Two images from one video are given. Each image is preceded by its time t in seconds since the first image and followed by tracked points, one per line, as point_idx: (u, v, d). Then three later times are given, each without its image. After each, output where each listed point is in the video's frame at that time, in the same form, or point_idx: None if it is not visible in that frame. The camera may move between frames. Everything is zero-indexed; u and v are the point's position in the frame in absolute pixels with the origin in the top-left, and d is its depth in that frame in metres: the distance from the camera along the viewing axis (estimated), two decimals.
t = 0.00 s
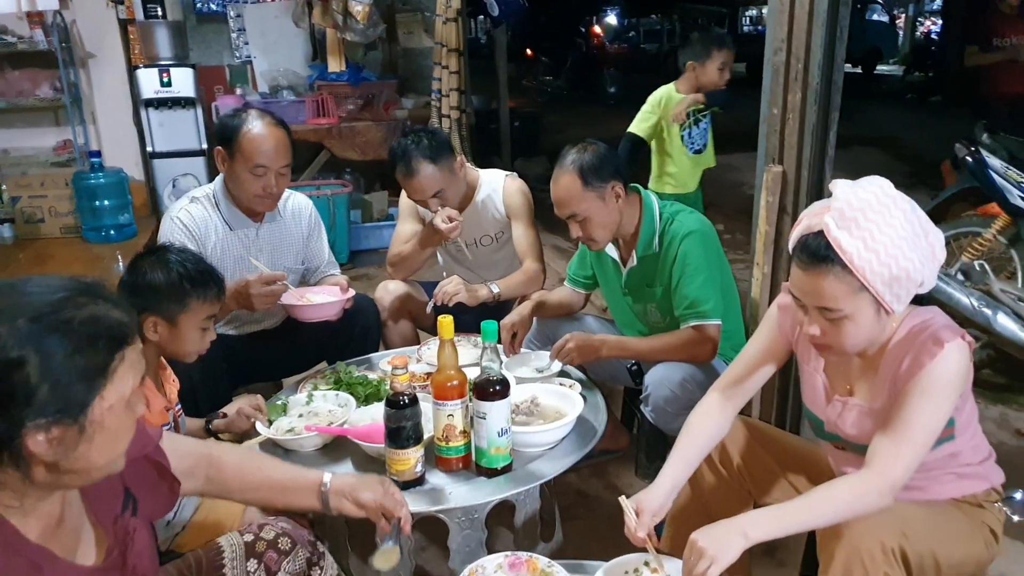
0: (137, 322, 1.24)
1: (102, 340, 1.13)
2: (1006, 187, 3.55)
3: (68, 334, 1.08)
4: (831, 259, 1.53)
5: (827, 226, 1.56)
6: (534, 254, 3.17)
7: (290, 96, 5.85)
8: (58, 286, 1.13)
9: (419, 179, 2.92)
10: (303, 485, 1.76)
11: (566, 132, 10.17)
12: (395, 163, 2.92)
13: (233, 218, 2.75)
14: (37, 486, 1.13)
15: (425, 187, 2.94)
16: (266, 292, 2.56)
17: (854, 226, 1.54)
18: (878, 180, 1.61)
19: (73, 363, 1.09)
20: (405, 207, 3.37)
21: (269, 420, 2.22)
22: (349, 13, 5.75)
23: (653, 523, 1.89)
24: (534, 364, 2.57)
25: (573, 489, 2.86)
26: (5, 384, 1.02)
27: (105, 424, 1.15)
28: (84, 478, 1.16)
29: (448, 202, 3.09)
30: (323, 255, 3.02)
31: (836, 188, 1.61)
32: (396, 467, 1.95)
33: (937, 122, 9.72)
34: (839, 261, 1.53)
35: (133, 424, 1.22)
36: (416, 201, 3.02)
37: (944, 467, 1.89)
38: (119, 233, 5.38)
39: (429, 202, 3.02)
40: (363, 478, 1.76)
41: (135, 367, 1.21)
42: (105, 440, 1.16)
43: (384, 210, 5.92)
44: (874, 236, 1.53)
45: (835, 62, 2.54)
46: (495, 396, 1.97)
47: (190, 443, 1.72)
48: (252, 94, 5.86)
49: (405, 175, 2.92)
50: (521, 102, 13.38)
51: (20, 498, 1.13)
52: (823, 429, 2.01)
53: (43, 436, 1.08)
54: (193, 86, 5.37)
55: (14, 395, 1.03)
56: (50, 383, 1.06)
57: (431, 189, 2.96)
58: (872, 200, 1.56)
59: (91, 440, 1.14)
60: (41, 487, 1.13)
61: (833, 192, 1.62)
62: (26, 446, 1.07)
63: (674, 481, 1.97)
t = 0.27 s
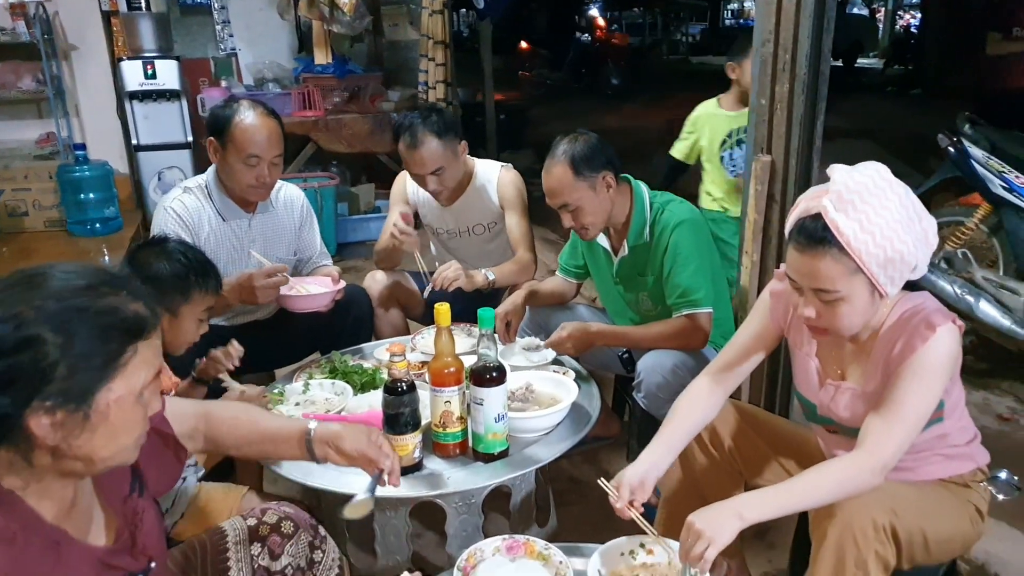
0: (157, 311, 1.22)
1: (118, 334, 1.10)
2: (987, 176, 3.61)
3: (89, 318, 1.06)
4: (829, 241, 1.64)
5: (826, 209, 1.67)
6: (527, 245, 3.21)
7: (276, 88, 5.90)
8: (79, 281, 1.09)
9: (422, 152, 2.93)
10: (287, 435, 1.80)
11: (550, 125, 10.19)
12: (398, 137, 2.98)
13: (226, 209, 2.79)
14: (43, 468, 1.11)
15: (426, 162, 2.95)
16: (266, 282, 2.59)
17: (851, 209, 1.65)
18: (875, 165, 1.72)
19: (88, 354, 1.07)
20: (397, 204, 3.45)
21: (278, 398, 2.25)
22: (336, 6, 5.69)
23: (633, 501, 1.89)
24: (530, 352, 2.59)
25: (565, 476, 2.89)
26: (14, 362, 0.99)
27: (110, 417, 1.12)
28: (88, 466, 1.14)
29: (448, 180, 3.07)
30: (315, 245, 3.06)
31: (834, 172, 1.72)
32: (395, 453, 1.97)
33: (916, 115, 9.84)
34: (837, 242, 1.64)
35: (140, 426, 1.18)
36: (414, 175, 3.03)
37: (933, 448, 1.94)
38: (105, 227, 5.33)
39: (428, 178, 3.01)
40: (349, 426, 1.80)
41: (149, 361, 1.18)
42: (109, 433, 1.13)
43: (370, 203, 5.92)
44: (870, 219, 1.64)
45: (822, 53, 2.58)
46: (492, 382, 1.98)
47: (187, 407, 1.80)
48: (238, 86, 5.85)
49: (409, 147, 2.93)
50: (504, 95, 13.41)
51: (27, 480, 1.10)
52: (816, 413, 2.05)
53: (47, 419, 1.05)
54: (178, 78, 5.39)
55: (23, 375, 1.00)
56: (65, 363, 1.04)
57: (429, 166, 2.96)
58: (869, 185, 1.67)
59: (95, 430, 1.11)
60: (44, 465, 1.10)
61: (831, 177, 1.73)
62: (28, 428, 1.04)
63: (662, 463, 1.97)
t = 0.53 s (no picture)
0: (160, 303, 1.24)
1: (121, 324, 1.12)
2: (961, 168, 3.68)
3: (92, 309, 1.09)
4: (815, 230, 1.68)
5: (812, 199, 1.70)
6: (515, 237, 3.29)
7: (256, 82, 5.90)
8: (83, 269, 1.12)
9: (427, 138, 2.96)
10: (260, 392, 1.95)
11: (529, 121, 10.21)
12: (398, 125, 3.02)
13: (210, 203, 2.79)
14: (45, 454, 1.12)
15: (428, 148, 2.98)
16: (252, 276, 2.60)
17: (837, 198, 1.69)
18: (860, 157, 1.76)
19: (91, 344, 1.08)
20: (385, 194, 3.46)
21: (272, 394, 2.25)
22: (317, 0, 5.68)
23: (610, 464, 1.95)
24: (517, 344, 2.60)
25: (552, 466, 2.92)
26: (17, 351, 1.02)
27: (112, 407, 1.13)
28: (89, 456, 1.15)
29: (447, 169, 3.09)
30: (300, 239, 3.06)
31: (821, 163, 1.75)
32: (385, 443, 1.98)
33: (890, 110, 9.99)
34: (823, 232, 1.68)
35: (142, 418, 1.19)
36: (414, 160, 3.05)
37: (912, 432, 1.99)
38: (81, 223, 5.22)
39: (429, 165, 3.04)
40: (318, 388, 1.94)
41: (153, 353, 1.19)
42: (110, 423, 1.14)
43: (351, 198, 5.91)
44: (856, 209, 1.68)
45: (804, 47, 2.61)
46: (482, 373, 2.00)
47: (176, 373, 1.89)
48: (217, 81, 5.82)
49: (414, 132, 2.96)
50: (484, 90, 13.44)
51: (28, 467, 1.13)
52: (800, 399, 2.09)
53: (48, 408, 1.06)
54: (155, 72, 5.34)
55: (26, 365, 1.02)
56: (69, 354, 1.06)
57: (431, 153, 3.00)
58: (855, 175, 1.70)
59: (96, 421, 1.12)
60: (46, 453, 1.12)
61: (817, 168, 1.77)
62: (30, 416, 1.06)
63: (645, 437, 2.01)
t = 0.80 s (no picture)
0: (162, 297, 1.26)
1: (123, 316, 1.14)
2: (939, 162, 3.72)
3: (95, 303, 1.11)
4: (796, 221, 1.72)
5: (793, 190, 1.74)
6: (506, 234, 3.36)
7: (237, 82, 5.90)
8: (85, 264, 1.14)
9: (429, 132, 3.02)
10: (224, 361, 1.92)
11: (511, 119, 10.23)
12: (400, 119, 3.07)
13: (197, 203, 2.80)
14: (46, 444, 1.15)
15: (431, 142, 3.04)
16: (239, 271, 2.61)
17: (818, 189, 1.73)
18: (839, 149, 1.80)
19: (93, 336, 1.11)
20: (377, 186, 3.46)
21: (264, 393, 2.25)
22: None
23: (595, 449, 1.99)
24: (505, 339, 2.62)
25: (540, 459, 2.95)
26: (21, 343, 1.05)
27: (115, 398, 1.16)
28: (91, 448, 1.19)
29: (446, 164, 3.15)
30: (286, 236, 3.06)
31: (801, 155, 1.79)
32: (377, 436, 2.00)
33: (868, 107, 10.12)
34: (803, 222, 1.72)
35: (143, 410, 1.22)
36: (414, 153, 3.09)
37: (895, 419, 2.04)
38: (63, 224, 5.17)
39: (430, 159, 3.08)
40: (279, 355, 1.90)
41: (153, 346, 1.22)
42: (112, 415, 1.17)
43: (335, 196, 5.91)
44: (836, 200, 1.72)
45: (784, 44, 2.66)
46: (472, 365, 2.02)
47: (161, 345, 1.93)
48: (199, 80, 5.81)
49: (419, 125, 3.02)
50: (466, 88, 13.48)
51: (32, 459, 1.17)
52: (784, 387, 2.13)
53: (52, 399, 1.10)
54: (136, 72, 5.35)
55: (29, 358, 1.06)
56: (71, 346, 1.09)
57: (433, 146, 3.05)
58: (834, 167, 1.74)
59: (99, 412, 1.15)
60: (49, 443, 1.15)
61: (798, 160, 1.81)
62: (35, 407, 1.09)
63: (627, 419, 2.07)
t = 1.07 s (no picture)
0: (169, 286, 1.29)
1: (134, 306, 1.17)
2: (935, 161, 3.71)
3: (106, 294, 1.14)
4: (793, 215, 1.75)
5: (790, 185, 1.77)
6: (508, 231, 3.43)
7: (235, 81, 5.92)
8: (96, 255, 1.16)
9: (441, 129, 3.05)
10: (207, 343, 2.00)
11: (507, 119, 10.25)
12: (413, 116, 3.08)
13: (200, 200, 2.82)
14: (61, 433, 1.18)
15: (442, 139, 3.06)
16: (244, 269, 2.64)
17: (814, 184, 1.76)
18: (837, 145, 1.83)
19: (105, 325, 1.14)
20: (383, 181, 3.46)
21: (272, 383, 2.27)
22: None
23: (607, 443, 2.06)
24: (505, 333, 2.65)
25: (541, 454, 2.97)
26: (37, 333, 1.07)
27: (128, 385, 1.19)
28: (104, 436, 1.21)
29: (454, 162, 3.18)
30: (288, 233, 3.09)
31: (798, 150, 1.82)
32: (381, 429, 2.02)
33: (862, 106, 10.17)
34: (800, 216, 1.75)
35: (155, 400, 1.25)
36: (424, 149, 3.11)
37: (891, 411, 2.07)
38: (62, 222, 5.17)
39: (440, 156, 3.11)
40: (257, 338, 1.97)
41: (163, 336, 1.24)
42: (125, 402, 1.20)
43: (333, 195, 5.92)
44: (832, 195, 1.74)
45: (781, 41, 2.69)
46: (474, 359, 2.04)
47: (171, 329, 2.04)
48: (198, 79, 5.82)
49: (431, 122, 3.04)
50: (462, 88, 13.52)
51: (47, 448, 1.19)
52: (782, 380, 2.17)
53: (68, 388, 1.12)
54: (135, 71, 5.37)
55: (45, 348, 1.08)
56: (83, 336, 1.11)
57: (445, 143, 3.07)
58: (832, 162, 1.77)
59: (113, 400, 1.18)
60: (65, 432, 1.18)
61: (795, 155, 1.83)
62: (51, 397, 1.12)
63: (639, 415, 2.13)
